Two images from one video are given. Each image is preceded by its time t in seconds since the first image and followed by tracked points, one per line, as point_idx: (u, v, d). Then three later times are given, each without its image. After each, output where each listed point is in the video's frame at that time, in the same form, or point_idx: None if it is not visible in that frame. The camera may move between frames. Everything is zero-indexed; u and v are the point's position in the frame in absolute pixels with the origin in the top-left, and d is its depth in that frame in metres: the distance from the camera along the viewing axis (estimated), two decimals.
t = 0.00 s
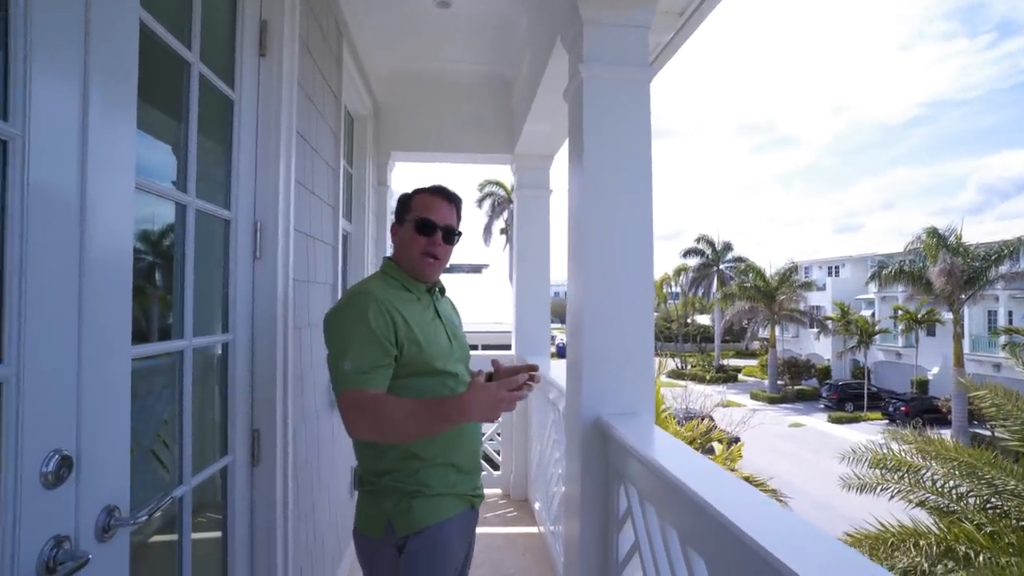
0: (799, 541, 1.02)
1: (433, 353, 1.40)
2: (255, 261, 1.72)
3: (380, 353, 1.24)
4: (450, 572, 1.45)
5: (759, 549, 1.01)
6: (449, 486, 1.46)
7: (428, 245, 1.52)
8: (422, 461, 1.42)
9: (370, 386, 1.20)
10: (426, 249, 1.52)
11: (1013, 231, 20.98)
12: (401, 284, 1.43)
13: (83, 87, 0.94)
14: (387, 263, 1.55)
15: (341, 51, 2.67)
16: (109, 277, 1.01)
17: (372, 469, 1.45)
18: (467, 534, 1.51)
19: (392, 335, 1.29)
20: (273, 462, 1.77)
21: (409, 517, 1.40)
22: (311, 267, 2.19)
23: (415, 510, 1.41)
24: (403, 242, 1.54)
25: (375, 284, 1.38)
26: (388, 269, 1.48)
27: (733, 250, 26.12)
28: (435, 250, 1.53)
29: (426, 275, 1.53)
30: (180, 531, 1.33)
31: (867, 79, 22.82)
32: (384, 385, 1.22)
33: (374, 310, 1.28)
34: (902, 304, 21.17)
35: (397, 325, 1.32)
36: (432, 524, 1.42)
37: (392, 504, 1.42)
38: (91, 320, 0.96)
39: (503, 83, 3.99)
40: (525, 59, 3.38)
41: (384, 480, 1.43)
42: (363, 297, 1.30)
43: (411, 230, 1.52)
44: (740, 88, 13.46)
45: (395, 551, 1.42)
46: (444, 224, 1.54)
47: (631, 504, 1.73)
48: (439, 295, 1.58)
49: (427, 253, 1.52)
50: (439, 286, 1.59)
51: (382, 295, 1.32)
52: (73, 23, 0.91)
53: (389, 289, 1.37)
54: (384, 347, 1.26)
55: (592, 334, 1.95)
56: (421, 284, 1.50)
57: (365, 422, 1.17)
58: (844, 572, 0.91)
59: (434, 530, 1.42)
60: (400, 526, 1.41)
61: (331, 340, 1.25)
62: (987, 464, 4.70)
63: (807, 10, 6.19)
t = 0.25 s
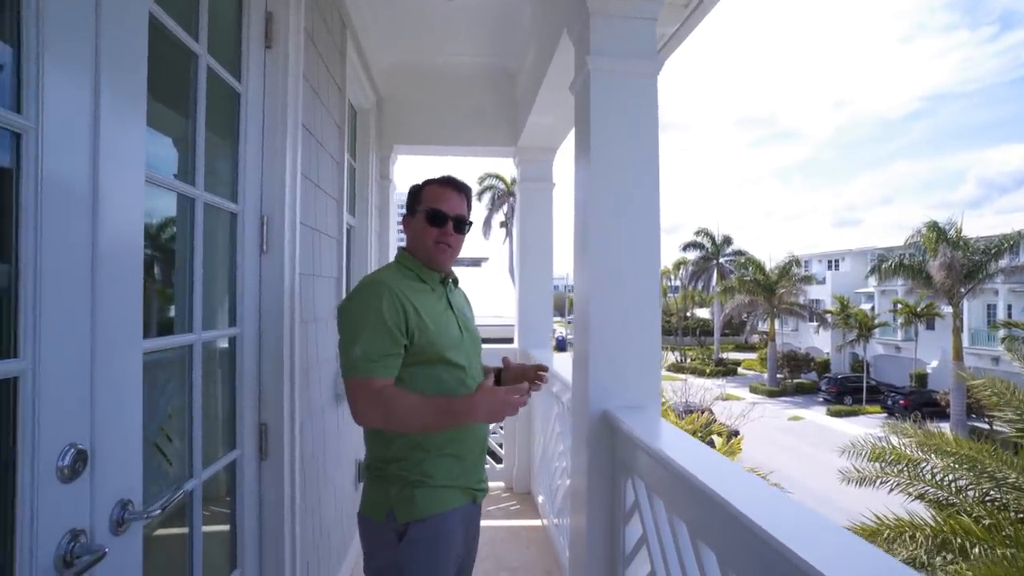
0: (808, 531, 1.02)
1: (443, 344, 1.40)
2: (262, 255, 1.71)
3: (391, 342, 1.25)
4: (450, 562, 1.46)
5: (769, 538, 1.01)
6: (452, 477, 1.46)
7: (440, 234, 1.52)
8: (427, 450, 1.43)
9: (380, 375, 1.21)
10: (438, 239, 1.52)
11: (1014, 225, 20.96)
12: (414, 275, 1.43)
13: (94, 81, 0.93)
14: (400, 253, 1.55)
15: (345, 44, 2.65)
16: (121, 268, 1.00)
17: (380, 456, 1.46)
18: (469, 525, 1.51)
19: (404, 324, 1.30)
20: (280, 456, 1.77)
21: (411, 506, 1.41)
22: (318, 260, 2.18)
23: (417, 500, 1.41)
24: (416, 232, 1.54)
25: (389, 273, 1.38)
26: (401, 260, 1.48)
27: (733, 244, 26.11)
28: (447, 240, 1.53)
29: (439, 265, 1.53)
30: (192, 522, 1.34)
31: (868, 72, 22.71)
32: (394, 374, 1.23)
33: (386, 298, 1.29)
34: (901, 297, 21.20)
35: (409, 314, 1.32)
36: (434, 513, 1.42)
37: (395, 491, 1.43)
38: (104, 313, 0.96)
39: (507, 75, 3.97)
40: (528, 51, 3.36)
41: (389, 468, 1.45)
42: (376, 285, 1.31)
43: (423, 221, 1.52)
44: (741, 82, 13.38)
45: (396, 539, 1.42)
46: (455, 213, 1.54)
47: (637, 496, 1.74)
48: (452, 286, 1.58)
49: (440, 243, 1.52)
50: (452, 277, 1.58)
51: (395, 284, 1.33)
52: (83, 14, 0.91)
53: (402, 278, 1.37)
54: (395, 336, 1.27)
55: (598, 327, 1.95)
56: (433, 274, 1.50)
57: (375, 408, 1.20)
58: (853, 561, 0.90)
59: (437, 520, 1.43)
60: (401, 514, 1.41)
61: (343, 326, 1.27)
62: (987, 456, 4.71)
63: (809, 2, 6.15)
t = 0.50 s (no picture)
0: (813, 521, 1.01)
1: (451, 334, 1.40)
2: (265, 249, 1.70)
3: (397, 327, 1.28)
4: (445, 554, 1.44)
5: (772, 528, 1.00)
6: (448, 469, 1.44)
7: (450, 225, 1.52)
8: (422, 440, 1.42)
9: (386, 359, 1.24)
10: (449, 229, 1.52)
11: (1005, 220, 21.12)
12: (426, 265, 1.44)
13: (101, 75, 0.92)
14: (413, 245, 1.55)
15: (345, 38, 2.64)
16: (128, 263, 0.99)
17: (378, 444, 1.47)
18: (468, 516, 1.50)
19: (411, 311, 1.31)
20: (284, 451, 1.77)
21: (405, 496, 1.40)
22: (319, 255, 2.17)
23: (411, 491, 1.40)
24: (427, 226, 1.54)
25: (401, 262, 1.40)
26: (413, 250, 1.49)
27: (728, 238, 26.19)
28: (457, 231, 1.53)
29: (450, 257, 1.53)
30: (197, 517, 1.34)
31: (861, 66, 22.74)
32: (399, 359, 1.26)
33: (395, 285, 1.31)
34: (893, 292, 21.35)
35: (417, 301, 1.33)
36: (428, 503, 1.41)
37: (391, 480, 1.43)
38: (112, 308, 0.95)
39: (505, 70, 3.95)
40: (528, 46, 3.34)
41: (385, 457, 1.45)
42: (387, 272, 1.34)
43: (433, 213, 1.53)
44: (735, 77, 13.38)
45: (391, 527, 1.42)
46: (464, 205, 1.54)
47: (639, 489, 1.75)
48: (464, 278, 1.58)
49: (450, 234, 1.52)
50: (463, 270, 1.58)
51: (405, 272, 1.34)
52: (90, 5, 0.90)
53: (412, 268, 1.39)
54: (401, 322, 1.28)
55: (600, 321, 1.96)
56: (444, 266, 1.50)
57: (375, 391, 1.23)
58: (857, 550, 0.89)
59: (432, 510, 1.41)
60: (396, 503, 1.41)
61: (353, 310, 1.30)
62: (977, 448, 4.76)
63: None
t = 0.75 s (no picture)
0: (815, 510, 1.00)
1: (443, 328, 1.40)
2: (258, 243, 1.69)
3: (385, 316, 1.29)
4: (437, 542, 1.41)
5: (774, 521, 0.99)
6: (431, 458, 1.40)
7: (452, 221, 1.52)
8: (407, 428, 1.39)
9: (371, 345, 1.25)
10: (452, 225, 1.52)
11: (983, 215, 21.56)
12: (424, 260, 1.44)
13: (96, 73, 0.91)
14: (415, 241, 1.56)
15: (336, 31, 2.61)
16: (127, 259, 0.98)
17: (365, 432, 1.44)
18: (456, 506, 1.47)
19: (401, 303, 1.32)
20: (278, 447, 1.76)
21: (389, 484, 1.37)
22: (311, 250, 2.16)
23: (396, 479, 1.37)
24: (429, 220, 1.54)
25: (396, 256, 1.41)
26: (415, 247, 1.50)
27: (713, 233, 26.45)
28: (461, 227, 1.53)
29: (452, 254, 1.52)
30: (193, 512, 1.33)
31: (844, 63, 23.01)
32: (386, 346, 1.27)
33: (386, 279, 1.32)
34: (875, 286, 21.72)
35: (408, 295, 1.34)
36: (413, 492, 1.37)
37: (376, 468, 1.41)
38: (110, 303, 0.93)
39: (496, 65, 3.94)
40: (519, 40, 3.34)
41: (370, 444, 1.42)
42: (379, 267, 1.35)
43: (436, 210, 1.53)
44: (721, 73, 13.47)
45: (377, 515, 1.39)
46: (467, 202, 1.54)
47: (633, 481, 1.76)
48: (466, 275, 1.57)
49: (453, 229, 1.52)
50: (466, 267, 1.58)
51: (397, 266, 1.35)
52: None
53: (408, 262, 1.40)
54: (388, 312, 1.30)
55: (594, 316, 1.97)
56: (444, 262, 1.49)
57: (360, 376, 1.25)
58: (853, 537, 0.90)
59: (417, 499, 1.38)
60: (381, 490, 1.38)
61: (345, 302, 1.32)
62: (955, 438, 4.86)
63: None
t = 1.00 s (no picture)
0: (813, 498, 1.01)
1: (437, 320, 1.40)
2: (249, 236, 1.67)
3: (379, 309, 1.28)
4: (432, 533, 1.41)
5: (774, 510, 0.99)
6: (425, 448, 1.40)
7: (441, 211, 1.52)
8: (401, 419, 1.38)
9: (366, 338, 1.24)
10: (441, 215, 1.52)
11: (960, 210, 22.00)
12: (415, 253, 1.45)
13: (89, 70, 0.89)
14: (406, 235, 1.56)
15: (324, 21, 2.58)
16: (122, 253, 0.97)
17: (358, 422, 1.44)
18: (451, 498, 1.46)
19: (394, 296, 1.32)
20: (270, 441, 1.74)
21: (383, 474, 1.38)
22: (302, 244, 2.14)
23: (389, 469, 1.37)
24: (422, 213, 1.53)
25: (388, 251, 1.41)
26: (407, 239, 1.49)
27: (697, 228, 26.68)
28: (450, 215, 1.53)
29: (441, 245, 1.53)
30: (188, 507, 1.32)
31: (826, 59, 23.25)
32: (381, 339, 1.25)
33: (378, 271, 1.33)
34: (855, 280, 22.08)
35: (401, 288, 1.34)
36: (407, 482, 1.37)
37: (370, 458, 1.41)
38: (106, 298, 0.92)
39: (484, 57, 3.92)
40: (508, 33, 3.32)
41: (365, 435, 1.42)
42: (370, 262, 1.35)
43: (425, 200, 1.53)
44: (706, 69, 13.54)
45: (371, 506, 1.39)
46: (456, 190, 1.52)
47: (626, 472, 1.78)
48: (457, 266, 1.57)
49: (443, 218, 1.52)
50: (456, 258, 1.58)
51: (389, 260, 1.36)
52: None
53: (400, 255, 1.40)
54: (382, 305, 1.29)
55: (586, 308, 1.98)
56: (435, 253, 1.49)
57: (356, 371, 1.23)
58: (847, 521, 0.91)
59: (411, 488, 1.38)
60: (374, 480, 1.38)
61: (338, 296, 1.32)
62: (932, 428, 4.96)
63: None
